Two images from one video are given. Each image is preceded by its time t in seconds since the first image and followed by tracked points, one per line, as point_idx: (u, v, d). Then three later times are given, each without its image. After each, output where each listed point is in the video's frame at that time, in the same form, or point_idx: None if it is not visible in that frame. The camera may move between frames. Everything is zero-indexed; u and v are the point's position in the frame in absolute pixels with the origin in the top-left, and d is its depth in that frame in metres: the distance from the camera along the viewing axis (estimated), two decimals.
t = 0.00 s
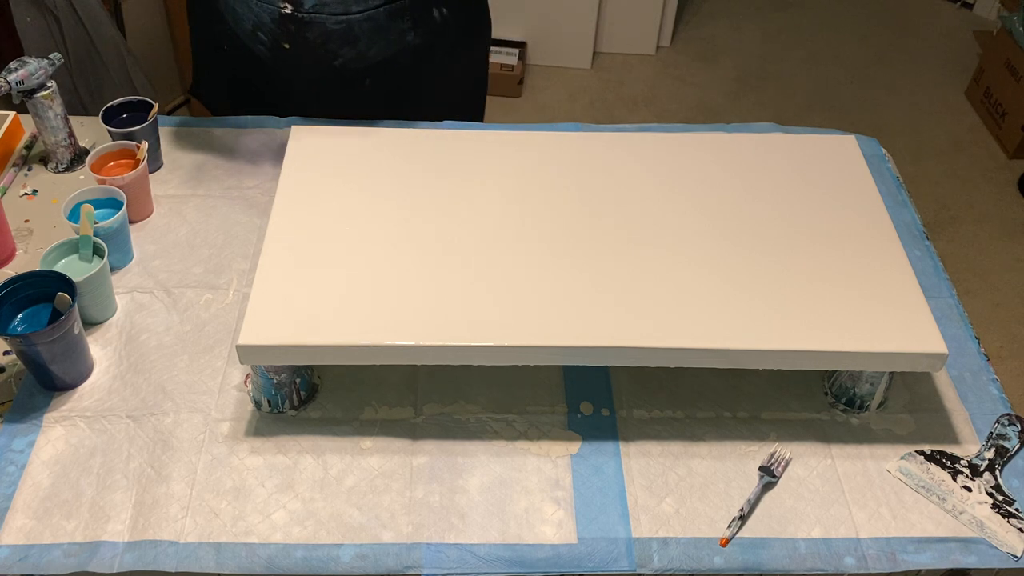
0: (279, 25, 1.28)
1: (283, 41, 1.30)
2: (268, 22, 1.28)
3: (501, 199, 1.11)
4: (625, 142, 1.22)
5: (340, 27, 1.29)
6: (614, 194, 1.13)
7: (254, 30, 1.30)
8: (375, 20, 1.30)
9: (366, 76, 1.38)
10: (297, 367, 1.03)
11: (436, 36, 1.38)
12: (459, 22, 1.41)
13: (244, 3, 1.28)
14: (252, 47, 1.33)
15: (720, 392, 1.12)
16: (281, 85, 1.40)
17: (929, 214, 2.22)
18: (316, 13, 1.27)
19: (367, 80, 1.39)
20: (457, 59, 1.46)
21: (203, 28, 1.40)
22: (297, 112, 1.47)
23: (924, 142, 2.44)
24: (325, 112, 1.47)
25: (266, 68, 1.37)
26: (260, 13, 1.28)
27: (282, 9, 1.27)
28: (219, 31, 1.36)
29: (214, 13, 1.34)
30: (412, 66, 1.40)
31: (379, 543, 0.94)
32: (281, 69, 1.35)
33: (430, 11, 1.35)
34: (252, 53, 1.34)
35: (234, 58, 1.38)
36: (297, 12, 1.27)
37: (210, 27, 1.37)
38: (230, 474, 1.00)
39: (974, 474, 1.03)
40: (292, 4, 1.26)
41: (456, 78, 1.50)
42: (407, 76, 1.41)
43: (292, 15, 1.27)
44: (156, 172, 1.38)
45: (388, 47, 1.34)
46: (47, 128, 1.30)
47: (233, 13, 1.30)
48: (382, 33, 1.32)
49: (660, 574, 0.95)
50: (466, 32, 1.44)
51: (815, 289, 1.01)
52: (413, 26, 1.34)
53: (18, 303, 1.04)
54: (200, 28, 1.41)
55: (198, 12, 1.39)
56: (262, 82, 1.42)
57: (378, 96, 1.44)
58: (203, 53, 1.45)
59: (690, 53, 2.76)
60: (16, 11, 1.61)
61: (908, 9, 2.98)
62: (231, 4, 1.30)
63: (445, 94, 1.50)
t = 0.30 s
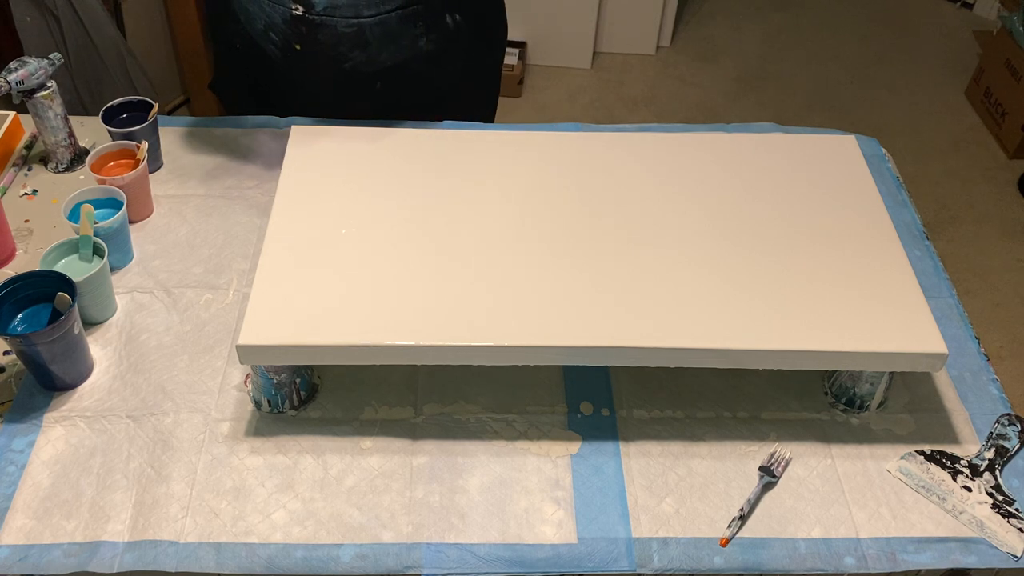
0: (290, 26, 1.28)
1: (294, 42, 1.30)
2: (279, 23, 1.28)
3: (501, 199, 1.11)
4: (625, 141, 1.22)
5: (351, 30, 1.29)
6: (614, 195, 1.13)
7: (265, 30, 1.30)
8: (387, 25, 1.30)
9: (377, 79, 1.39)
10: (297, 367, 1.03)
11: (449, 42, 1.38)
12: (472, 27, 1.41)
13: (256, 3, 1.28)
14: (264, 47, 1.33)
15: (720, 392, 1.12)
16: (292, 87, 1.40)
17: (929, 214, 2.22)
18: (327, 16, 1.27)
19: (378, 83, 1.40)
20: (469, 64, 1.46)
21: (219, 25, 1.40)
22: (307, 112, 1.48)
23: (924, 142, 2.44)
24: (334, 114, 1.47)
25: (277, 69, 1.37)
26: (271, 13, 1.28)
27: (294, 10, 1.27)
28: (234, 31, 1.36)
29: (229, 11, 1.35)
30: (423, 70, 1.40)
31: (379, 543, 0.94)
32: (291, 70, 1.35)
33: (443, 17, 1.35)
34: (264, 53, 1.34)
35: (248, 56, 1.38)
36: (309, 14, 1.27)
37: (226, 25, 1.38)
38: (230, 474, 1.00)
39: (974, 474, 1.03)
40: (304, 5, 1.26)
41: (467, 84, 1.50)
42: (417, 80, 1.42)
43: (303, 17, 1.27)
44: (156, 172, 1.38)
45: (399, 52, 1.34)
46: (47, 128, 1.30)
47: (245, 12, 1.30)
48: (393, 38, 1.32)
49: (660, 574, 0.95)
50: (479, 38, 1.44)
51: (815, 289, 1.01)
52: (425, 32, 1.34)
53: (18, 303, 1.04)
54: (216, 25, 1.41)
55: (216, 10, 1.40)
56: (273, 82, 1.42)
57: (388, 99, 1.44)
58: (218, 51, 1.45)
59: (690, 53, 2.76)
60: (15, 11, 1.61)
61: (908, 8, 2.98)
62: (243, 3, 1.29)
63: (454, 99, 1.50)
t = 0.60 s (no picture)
0: (295, 24, 1.27)
1: (298, 40, 1.29)
2: (284, 20, 1.27)
3: (501, 199, 1.11)
4: (625, 141, 1.22)
5: (355, 30, 1.28)
6: (614, 194, 1.13)
7: (270, 27, 1.28)
8: (392, 25, 1.29)
9: (380, 79, 1.39)
10: (297, 367, 1.03)
11: (453, 43, 1.38)
12: (478, 29, 1.41)
13: None
14: (268, 43, 1.31)
15: (720, 392, 1.12)
16: (296, 85, 1.40)
17: (930, 214, 2.22)
18: (333, 15, 1.26)
19: (381, 83, 1.40)
20: (474, 66, 1.46)
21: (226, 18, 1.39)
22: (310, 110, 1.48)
23: (924, 142, 2.44)
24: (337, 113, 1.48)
25: (281, 66, 1.36)
26: (276, 10, 1.26)
27: (299, 7, 1.25)
28: (241, 25, 1.36)
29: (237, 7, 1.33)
30: (427, 71, 1.40)
31: (379, 543, 0.94)
32: (295, 68, 1.35)
33: (449, 19, 1.34)
34: (269, 49, 1.33)
35: (253, 52, 1.38)
36: (313, 11, 1.25)
37: (233, 19, 1.37)
38: (230, 474, 1.00)
39: (974, 474, 1.03)
40: (309, 3, 1.25)
41: (471, 85, 1.49)
42: (420, 81, 1.42)
43: (308, 15, 1.26)
44: (156, 172, 1.38)
45: (403, 54, 1.34)
46: (47, 128, 1.30)
47: (250, 8, 1.28)
48: (398, 39, 1.31)
49: (660, 574, 0.95)
50: (484, 39, 1.43)
51: (815, 289, 1.01)
52: (430, 34, 1.33)
53: (18, 303, 1.04)
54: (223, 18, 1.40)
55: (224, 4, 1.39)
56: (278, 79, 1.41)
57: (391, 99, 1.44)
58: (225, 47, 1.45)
59: (690, 53, 2.76)
60: (16, 11, 1.61)
61: (909, 8, 2.98)
62: None
63: (457, 99, 1.50)
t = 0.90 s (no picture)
0: (299, 21, 1.30)
1: (303, 38, 1.31)
2: (288, 18, 1.30)
3: (501, 199, 1.11)
4: (625, 141, 1.22)
5: (359, 28, 1.30)
6: (615, 194, 1.13)
7: (275, 26, 1.31)
8: (396, 24, 1.32)
9: (384, 79, 1.38)
10: (297, 367, 1.03)
11: (457, 44, 1.39)
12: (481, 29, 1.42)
13: None
14: (273, 42, 1.34)
15: (720, 392, 1.12)
16: (298, 85, 1.41)
17: (930, 214, 2.22)
18: (336, 13, 1.29)
19: (385, 82, 1.40)
20: (477, 67, 1.46)
21: (230, 18, 1.40)
22: (312, 110, 1.48)
23: (924, 141, 2.44)
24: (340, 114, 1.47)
25: (285, 66, 1.38)
26: (281, 8, 1.29)
27: (303, 5, 1.28)
28: (245, 23, 1.36)
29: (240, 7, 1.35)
30: (431, 71, 1.40)
31: (379, 543, 0.94)
32: (299, 67, 1.36)
33: (453, 19, 1.36)
34: (273, 49, 1.35)
35: (257, 52, 1.39)
36: (317, 9, 1.28)
37: (236, 20, 1.38)
38: (230, 474, 1.00)
39: (974, 474, 1.03)
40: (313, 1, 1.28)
41: (474, 86, 1.50)
42: (423, 82, 1.42)
43: (312, 12, 1.29)
44: (157, 172, 1.38)
45: (407, 53, 1.36)
46: (47, 127, 1.30)
47: (256, 7, 1.32)
48: (402, 37, 1.33)
49: (660, 574, 0.95)
50: (487, 41, 1.45)
51: (815, 289, 1.01)
52: (433, 33, 1.35)
53: (18, 303, 1.04)
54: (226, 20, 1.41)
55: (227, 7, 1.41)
56: (280, 79, 1.42)
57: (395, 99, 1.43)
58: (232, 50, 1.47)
59: (690, 52, 2.76)
60: (16, 11, 1.61)
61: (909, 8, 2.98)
62: None
63: (461, 100, 1.50)
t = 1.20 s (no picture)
0: (301, 21, 1.30)
1: (305, 37, 1.31)
2: (290, 18, 1.30)
3: (501, 199, 1.11)
4: (625, 141, 1.22)
5: (361, 27, 1.30)
6: (615, 194, 1.13)
7: (277, 25, 1.31)
8: (398, 22, 1.32)
9: (386, 78, 1.39)
10: (297, 367, 1.03)
11: (459, 43, 1.39)
12: (483, 27, 1.42)
13: None
14: (275, 42, 1.34)
15: (720, 392, 1.12)
16: (300, 84, 1.41)
17: (930, 214, 2.22)
18: (338, 12, 1.29)
19: (387, 82, 1.39)
20: (479, 66, 1.46)
21: (231, 17, 1.40)
22: (315, 109, 1.47)
23: (924, 141, 2.44)
24: (342, 113, 1.47)
25: (287, 66, 1.37)
26: (283, 8, 1.30)
27: (305, 4, 1.28)
28: (247, 23, 1.36)
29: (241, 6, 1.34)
30: (433, 70, 1.40)
31: (379, 543, 0.94)
32: (301, 67, 1.36)
33: (455, 17, 1.36)
34: (274, 49, 1.35)
35: (259, 51, 1.38)
36: (319, 8, 1.29)
37: (238, 20, 1.38)
38: (230, 474, 1.00)
39: (974, 474, 1.03)
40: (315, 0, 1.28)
41: (477, 85, 1.50)
42: (426, 82, 1.42)
43: (314, 12, 1.29)
44: (157, 172, 1.38)
45: (409, 51, 1.35)
46: (47, 127, 1.30)
47: (257, 7, 1.32)
48: (403, 36, 1.34)
49: (661, 574, 0.95)
50: (488, 41, 1.45)
51: (815, 289, 1.01)
52: (435, 32, 1.35)
53: (18, 303, 1.04)
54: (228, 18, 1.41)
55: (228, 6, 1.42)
56: (282, 79, 1.42)
57: (397, 98, 1.43)
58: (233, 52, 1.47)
59: (690, 53, 2.76)
60: (16, 11, 1.61)
61: (909, 8, 2.98)
62: None
63: (463, 100, 1.50)
